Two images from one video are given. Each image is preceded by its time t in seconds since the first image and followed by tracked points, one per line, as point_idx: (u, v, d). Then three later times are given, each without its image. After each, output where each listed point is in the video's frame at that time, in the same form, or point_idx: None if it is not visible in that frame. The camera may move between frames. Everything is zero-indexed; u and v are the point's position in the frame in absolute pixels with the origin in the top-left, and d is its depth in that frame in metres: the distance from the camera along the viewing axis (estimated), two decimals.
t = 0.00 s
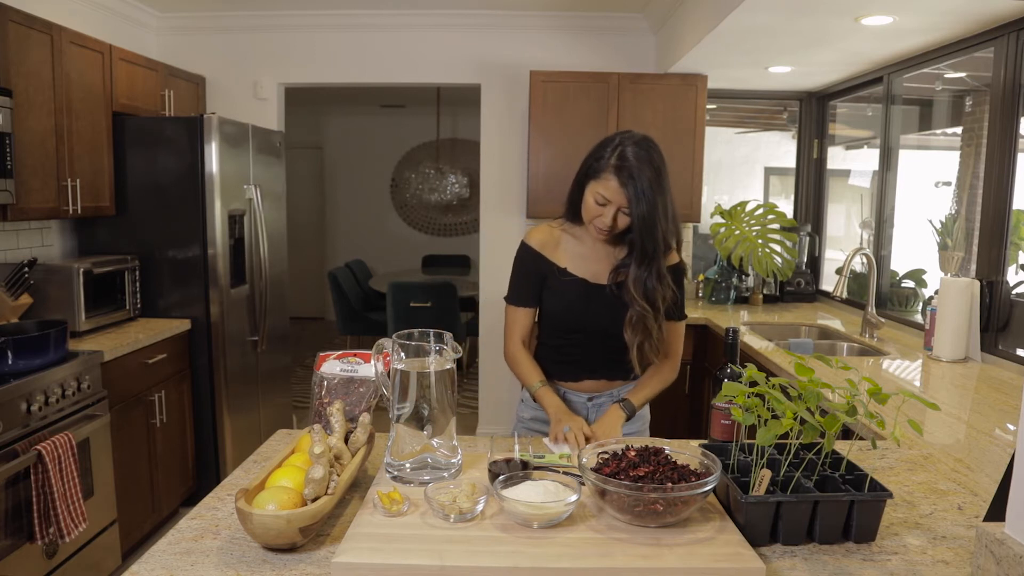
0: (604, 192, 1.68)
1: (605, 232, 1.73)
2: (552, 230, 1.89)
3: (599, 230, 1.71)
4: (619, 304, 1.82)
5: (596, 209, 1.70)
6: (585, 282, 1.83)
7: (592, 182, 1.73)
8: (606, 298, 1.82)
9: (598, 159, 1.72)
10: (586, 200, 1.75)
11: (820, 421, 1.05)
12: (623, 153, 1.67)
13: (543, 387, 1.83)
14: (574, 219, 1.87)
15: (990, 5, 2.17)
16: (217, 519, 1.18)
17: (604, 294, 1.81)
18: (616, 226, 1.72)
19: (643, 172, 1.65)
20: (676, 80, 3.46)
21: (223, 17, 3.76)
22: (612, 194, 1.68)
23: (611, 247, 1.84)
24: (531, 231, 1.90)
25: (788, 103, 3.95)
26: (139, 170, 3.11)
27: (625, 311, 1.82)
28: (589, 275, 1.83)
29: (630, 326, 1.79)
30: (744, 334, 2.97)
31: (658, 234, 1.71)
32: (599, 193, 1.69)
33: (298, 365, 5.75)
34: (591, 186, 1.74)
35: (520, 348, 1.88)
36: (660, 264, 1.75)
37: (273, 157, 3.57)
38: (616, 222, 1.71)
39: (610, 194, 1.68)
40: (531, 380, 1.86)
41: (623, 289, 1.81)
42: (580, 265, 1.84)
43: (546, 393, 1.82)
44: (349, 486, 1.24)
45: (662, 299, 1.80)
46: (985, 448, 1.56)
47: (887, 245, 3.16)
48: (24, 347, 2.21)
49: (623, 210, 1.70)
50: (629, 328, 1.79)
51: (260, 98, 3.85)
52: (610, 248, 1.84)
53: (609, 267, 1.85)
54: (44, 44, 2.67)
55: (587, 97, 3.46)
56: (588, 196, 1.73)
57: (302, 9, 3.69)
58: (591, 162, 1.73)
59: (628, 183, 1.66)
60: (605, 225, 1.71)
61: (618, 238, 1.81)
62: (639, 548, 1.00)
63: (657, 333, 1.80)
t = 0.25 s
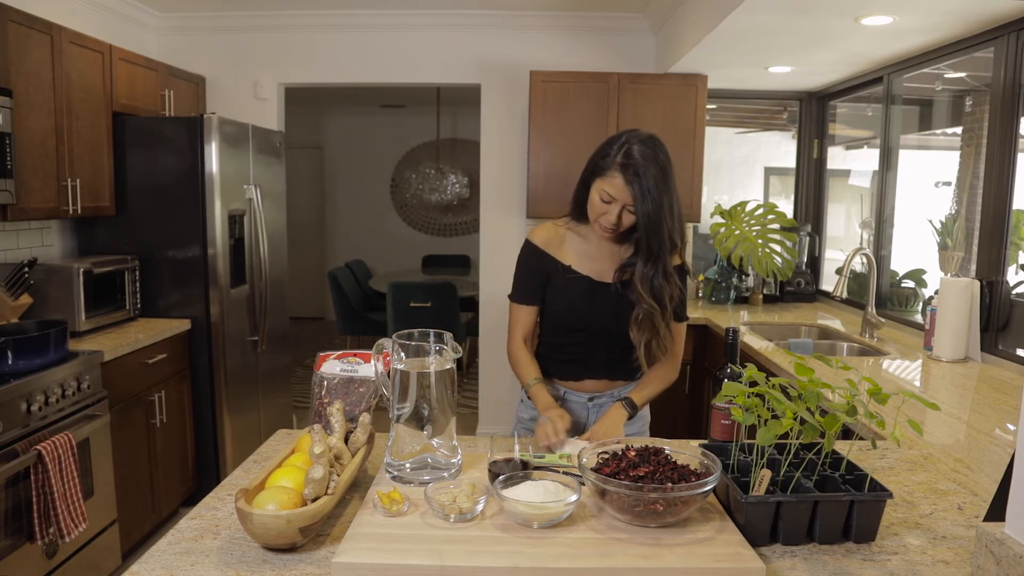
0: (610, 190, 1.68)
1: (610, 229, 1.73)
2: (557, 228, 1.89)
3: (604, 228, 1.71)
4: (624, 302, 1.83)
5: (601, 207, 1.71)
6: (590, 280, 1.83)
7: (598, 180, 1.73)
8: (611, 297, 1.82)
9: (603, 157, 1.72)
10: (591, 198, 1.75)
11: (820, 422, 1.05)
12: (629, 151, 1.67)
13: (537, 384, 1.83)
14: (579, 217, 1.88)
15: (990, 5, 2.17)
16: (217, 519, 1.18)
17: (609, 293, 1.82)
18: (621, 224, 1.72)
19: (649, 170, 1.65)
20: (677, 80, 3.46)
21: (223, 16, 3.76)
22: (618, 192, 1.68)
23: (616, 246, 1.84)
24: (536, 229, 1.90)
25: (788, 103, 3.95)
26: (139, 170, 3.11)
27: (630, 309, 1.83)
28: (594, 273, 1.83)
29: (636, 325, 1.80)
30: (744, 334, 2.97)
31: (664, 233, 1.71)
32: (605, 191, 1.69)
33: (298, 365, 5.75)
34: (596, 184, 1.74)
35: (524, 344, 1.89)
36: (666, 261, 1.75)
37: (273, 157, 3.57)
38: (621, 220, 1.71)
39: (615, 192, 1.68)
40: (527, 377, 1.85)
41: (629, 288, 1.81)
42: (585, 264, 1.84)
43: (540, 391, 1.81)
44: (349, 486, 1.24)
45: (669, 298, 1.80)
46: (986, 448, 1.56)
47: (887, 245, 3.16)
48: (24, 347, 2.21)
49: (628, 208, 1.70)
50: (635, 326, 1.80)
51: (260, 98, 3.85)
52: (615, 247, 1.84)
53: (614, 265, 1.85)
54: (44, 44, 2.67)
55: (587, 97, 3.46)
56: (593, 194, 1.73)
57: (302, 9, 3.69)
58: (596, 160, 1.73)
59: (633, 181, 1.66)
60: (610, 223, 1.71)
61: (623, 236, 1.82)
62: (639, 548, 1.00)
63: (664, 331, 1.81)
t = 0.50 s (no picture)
0: (614, 187, 1.69)
1: (613, 227, 1.73)
2: (557, 228, 1.88)
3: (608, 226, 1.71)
4: (626, 301, 1.83)
5: (606, 204, 1.71)
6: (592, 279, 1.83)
7: (601, 178, 1.73)
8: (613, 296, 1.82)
9: (607, 155, 1.73)
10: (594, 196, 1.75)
11: (820, 422, 1.05)
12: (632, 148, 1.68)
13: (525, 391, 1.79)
14: (579, 217, 1.88)
15: (990, 5, 2.17)
16: (217, 519, 1.18)
17: (611, 292, 1.82)
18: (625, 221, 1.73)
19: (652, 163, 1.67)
20: (677, 80, 3.46)
21: (223, 17, 3.76)
22: (622, 189, 1.68)
23: (617, 244, 1.85)
24: (535, 229, 1.89)
25: (788, 103, 3.96)
26: (139, 170, 3.11)
27: (632, 307, 1.83)
28: (596, 272, 1.83)
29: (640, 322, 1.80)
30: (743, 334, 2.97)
31: (666, 227, 1.73)
32: (608, 188, 1.69)
33: (298, 365, 5.75)
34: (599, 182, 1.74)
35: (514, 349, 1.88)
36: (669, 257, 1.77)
37: (273, 157, 3.57)
38: (625, 217, 1.72)
39: (620, 189, 1.68)
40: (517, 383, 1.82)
41: (631, 286, 1.82)
42: (586, 263, 1.84)
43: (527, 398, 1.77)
44: (349, 486, 1.24)
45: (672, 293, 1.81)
46: (986, 448, 1.56)
47: (887, 245, 3.16)
48: (23, 347, 2.21)
49: (632, 205, 1.71)
50: (639, 323, 1.80)
51: (260, 98, 3.85)
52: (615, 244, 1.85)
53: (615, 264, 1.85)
54: (44, 44, 2.67)
55: (587, 97, 3.46)
56: (596, 192, 1.73)
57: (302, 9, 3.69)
58: (600, 158, 1.73)
59: (638, 177, 1.67)
60: (613, 221, 1.71)
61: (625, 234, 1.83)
62: (639, 548, 1.00)
63: (668, 325, 1.82)
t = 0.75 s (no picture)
0: (617, 187, 1.68)
1: (615, 228, 1.73)
2: (555, 231, 1.88)
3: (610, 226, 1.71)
4: (626, 302, 1.83)
5: (608, 205, 1.70)
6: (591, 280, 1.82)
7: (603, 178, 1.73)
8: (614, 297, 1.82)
9: (609, 155, 1.72)
10: (595, 196, 1.75)
11: (820, 422, 1.05)
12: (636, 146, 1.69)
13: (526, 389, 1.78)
14: (578, 219, 1.88)
15: (990, 5, 2.17)
16: (217, 519, 1.18)
17: (611, 293, 1.82)
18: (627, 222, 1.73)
19: (656, 162, 1.67)
20: (677, 80, 3.46)
21: (223, 17, 3.76)
22: (625, 188, 1.68)
23: (616, 244, 1.86)
24: (534, 232, 1.88)
25: (788, 103, 3.96)
26: (139, 170, 3.11)
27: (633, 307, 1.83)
28: (596, 274, 1.83)
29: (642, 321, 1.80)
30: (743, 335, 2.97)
31: (669, 225, 1.73)
32: (611, 188, 1.69)
33: (298, 365, 5.75)
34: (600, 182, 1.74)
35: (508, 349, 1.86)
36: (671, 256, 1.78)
37: (273, 157, 3.57)
38: (627, 218, 1.72)
39: (623, 189, 1.68)
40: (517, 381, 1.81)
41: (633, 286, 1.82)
42: (586, 264, 1.84)
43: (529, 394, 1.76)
44: (349, 486, 1.24)
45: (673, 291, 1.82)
46: (986, 448, 1.56)
47: (887, 245, 3.16)
48: (24, 347, 2.21)
49: (635, 204, 1.71)
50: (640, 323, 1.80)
51: (260, 98, 3.85)
52: (615, 246, 1.85)
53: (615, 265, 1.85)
54: (44, 44, 2.67)
55: (587, 97, 3.46)
56: (598, 192, 1.72)
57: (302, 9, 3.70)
58: (601, 157, 1.73)
59: (641, 177, 1.67)
60: (616, 221, 1.71)
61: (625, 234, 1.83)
62: (639, 548, 1.00)
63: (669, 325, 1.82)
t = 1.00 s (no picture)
0: (616, 179, 1.69)
1: (614, 221, 1.72)
2: (558, 226, 1.87)
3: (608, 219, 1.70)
4: (627, 299, 1.83)
5: (606, 196, 1.70)
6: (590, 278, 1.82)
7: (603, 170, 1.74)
8: (614, 294, 1.82)
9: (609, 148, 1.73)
10: (595, 189, 1.75)
11: (820, 421, 1.05)
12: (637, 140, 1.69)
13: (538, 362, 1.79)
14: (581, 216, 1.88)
15: (990, 5, 2.17)
16: (217, 519, 1.18)
17: (612, 290, 1.82)
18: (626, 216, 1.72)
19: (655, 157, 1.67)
20: (677, 80, 3.46)
21: (223, 17, 3.76)
22: (624, 180, 1.68)
23: (617, 241, 1.86)
24: (536, 228, 1.88)
25: (788, 103, 3.96)
26: (140, 170, 3.11)
27: (633, 306, 1.83)
28: (596, 272, 1.83)
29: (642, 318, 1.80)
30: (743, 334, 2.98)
31: (668, 221, 1.73)
32: (610, 179, 1.69)
33: (298, 365, 5.75)
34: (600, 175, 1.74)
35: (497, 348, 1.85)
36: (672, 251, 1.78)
37: (273, 157, 3.57)
38: (625, 211, 1.71)
39: (621, 180, 1.68)
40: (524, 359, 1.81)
41: (634, 283, 1.82)
42: (586, 262, 1.84)
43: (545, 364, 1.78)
44: (349, 486, 1.24)
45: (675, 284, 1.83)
46: (985, 448, 1.56)
47: (887, 245, 3.16)
48: (23, 347, 2.21)
49: (633, 197, 1.70)
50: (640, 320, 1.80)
51: (260, 98, 3.85)
52: (616, 244, 1.86)
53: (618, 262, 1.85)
54: (44, 44, 2.67)
55: (587, 96, 3.46)
56: (598, 184, 1.73)
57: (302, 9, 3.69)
58: (602, 150, 1.74)
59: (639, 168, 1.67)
60: (614, 215, 1.71)
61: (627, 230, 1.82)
62: (639, 548, 1.00)
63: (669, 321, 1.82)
